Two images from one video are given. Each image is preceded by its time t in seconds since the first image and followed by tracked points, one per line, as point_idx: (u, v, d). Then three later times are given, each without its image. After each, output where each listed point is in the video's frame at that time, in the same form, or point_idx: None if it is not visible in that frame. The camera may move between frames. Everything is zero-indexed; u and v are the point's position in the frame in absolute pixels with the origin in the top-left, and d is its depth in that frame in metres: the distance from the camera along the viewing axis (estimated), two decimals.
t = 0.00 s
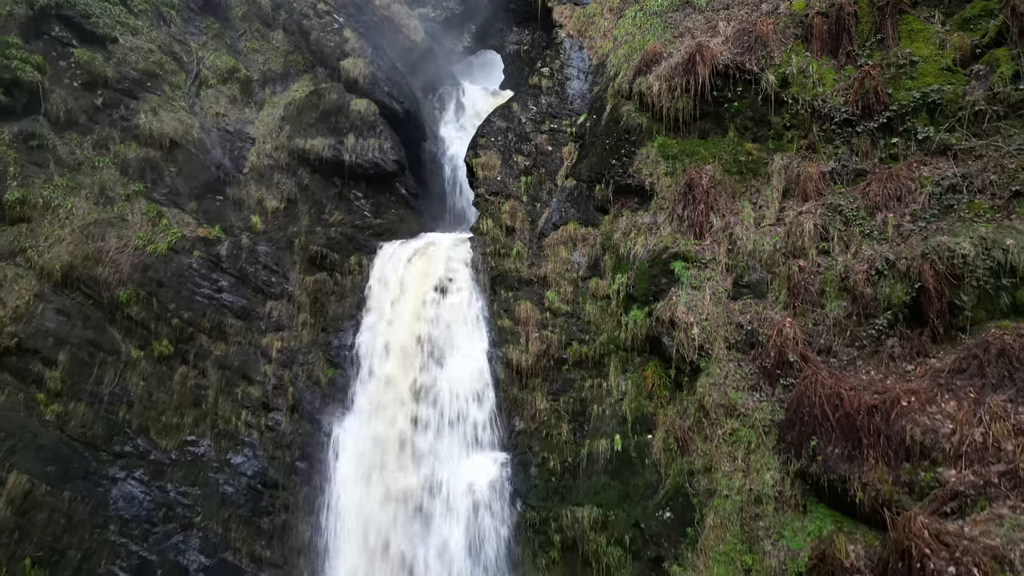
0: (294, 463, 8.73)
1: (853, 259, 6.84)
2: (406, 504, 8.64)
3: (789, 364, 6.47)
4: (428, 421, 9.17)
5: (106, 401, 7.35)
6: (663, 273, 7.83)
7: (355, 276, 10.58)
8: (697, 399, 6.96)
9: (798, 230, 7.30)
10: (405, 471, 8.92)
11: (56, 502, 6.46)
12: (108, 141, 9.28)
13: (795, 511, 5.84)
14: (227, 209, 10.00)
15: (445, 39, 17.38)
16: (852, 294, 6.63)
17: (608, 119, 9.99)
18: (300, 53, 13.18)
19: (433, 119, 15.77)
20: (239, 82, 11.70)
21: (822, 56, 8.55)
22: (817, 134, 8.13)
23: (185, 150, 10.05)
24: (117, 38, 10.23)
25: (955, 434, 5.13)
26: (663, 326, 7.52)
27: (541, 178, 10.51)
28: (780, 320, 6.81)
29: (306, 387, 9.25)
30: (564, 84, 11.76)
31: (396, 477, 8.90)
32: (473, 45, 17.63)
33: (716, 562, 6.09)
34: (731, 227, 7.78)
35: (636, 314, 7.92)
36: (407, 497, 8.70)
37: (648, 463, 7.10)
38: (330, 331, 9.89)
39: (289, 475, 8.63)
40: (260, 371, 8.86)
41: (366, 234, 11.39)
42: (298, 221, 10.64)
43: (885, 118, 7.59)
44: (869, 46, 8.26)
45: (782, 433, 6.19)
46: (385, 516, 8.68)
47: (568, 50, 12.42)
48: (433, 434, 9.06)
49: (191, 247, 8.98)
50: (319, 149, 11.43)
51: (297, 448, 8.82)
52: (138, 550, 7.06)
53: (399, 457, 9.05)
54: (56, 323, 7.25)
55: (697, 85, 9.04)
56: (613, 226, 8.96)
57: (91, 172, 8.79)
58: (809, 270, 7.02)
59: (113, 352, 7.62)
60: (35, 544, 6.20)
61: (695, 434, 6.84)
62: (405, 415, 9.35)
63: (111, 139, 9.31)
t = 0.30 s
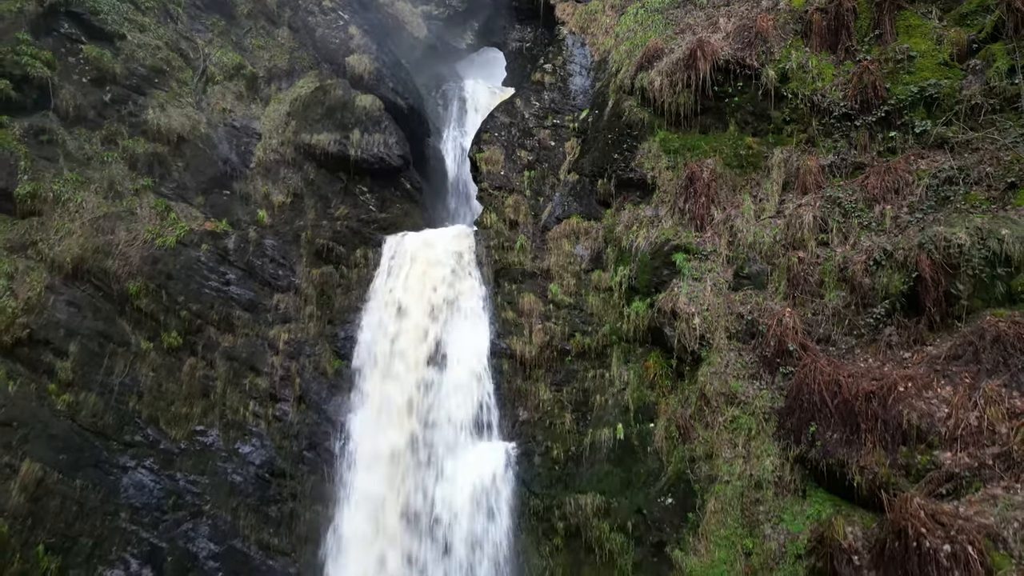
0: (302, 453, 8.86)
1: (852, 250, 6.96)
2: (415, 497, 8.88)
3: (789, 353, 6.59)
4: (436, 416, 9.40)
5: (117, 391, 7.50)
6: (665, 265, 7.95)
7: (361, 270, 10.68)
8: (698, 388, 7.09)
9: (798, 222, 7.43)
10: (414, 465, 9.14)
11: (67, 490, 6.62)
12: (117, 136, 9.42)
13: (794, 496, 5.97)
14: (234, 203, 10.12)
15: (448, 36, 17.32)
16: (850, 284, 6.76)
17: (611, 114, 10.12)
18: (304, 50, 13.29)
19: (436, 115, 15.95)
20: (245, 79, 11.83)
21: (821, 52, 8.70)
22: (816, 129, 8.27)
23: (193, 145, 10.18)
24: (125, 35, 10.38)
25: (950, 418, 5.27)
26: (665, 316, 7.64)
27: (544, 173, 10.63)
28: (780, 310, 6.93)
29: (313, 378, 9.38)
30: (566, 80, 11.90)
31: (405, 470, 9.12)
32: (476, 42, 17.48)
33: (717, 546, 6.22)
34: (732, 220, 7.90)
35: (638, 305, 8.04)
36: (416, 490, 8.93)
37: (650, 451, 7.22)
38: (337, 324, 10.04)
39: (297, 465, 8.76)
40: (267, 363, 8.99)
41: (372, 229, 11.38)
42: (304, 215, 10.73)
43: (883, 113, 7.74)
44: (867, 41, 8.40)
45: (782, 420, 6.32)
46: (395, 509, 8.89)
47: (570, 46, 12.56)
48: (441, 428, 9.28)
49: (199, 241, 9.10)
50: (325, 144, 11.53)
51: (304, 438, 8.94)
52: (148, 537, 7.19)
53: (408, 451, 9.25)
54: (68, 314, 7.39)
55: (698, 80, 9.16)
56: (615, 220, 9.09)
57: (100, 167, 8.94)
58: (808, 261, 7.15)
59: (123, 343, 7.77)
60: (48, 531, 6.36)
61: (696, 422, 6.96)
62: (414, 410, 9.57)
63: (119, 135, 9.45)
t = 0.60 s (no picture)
0: (309, 441, 8.97)
1: (851, 240, 7.09)
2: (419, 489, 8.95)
3: (789, 341, 6.71)
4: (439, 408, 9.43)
5: (127, 380, 7.64)
6: (667, 255, 8.07)
7: (366, 261, 10.71)
8: (699, 375, 7.21)
9: (798, 213, 7.55)
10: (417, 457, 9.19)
11: (78, 477, 6.81)
12: (125, 130, 9.55)
13: (794, 480, 6.10)
14: (241, 196, 10.25)
15: (451, 33, 17.35)
16: (850, 274, 6.88)
17: (613, 108, 10.24)
18: (310, 46, 13.40)
19: (440, 110, 16.08)
20: (251, 74, 11.95)
21: (821, 46, 8.82)
22: (816, 122, 8.40)
23: (200, 139, 10.30)
24: (132, 30, 10.51)
25: (947, 401, 5.39)
26: (667, 306, 7.75)
27: (547, 167, 10.76)
28: (780, 299, 7.05)
29: (320, 368, 9.49)
30: (569, 75, 12.04)
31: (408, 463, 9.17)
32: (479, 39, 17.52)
33: (718, 529, 6.35)
34: (733, 211, 8.04)
35: (641, 296, 8.16)
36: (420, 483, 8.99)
37: (652, 438, 7.35)
38: (343, 315, 10.08)
39: (305, 453, 8.87)
40: (275, 353, 9.11)
41: (378, 221, 11.52)
42: (310, 209, 10.85)
43: (882, 106, 7.87)
44: (867, 35, 8.52)
45: (782, 406, 6.44)
46: (399, 501, 8.98)
47: (573, 42, 12.68)
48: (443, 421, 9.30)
49: (207, 233, 9.21)
50: (331, 138, 11.63)
51: (311, 427, 9.05)
52: (159, 523, 7.33)
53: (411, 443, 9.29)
54: (78, 305, 7.54)
55: (699, 74, 9.27)
56: (618, 212, 9.22)
57: (109, 161, 9.07)
58: (808, 251, 7.27)
59: (133, 334, 7.90)
60: (60, 517, 6.55)
61: (698, 409, 7.08)
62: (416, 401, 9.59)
63: (128, 129, 9.58)
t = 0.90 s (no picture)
0: (316, 431, 9.08)
1: (851, 231, 7.20)
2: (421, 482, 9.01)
3: (789, 330, 6.83)
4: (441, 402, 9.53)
5: (137, 370, 7.76)
6: (669, 247, 8.18)
7: (372, 255, 10.89)
8: (701, 365, 7.33)
9: (798, 205, 7.67)
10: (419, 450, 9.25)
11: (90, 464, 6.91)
12: (133, 125, 9.69)
13: (794, 466, 6.21)
14: (247, 190, 10.38)
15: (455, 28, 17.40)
16: (849, 264, 7.00)
17: (615, 102, 10.33)
18: (315, 42, 13.52)
19: (444, 106, 16.19)
20: (256, 70, 12.10)
21: (821, 41, 8.95)
22: (816, 116, 8.50)
23: (207, 134, 10.42)
24: (140, 26, 10.65)
25: (944, 386, 5.50)
26: (669, 297, 7.86)
27: (550, 161, 10.89)
28: (780, 289, 7.17)
29: (327, 359, 9.59)
30: (572, 71, 12.15)
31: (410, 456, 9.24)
32: (483, 35, 17.61)
33: (719, 514, 6.46)
34: (734, 204, 8.17)
35: (643, 288, 8.25)
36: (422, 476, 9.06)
37: (654, 427, 7.47)
38: (349, 307, 10.22)
39: (311, 442, 8.98)
40: (282, 344, 9.22)
41: (383, 215, 11.62)
42: (315, 202, 10.97)
43: (881, 99, 8.00)
44: (866, 31, 8.66)
45: (782, 393, 6.55)
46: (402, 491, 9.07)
47: (575, 38, 12.78)
48: (446, 412, 9.42)
49: (214, 226, 9.33)
50: (336, 132, 11.74)
51: (317, 417, 9.16)
52: (168, 511, 7.46)
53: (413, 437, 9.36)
54: (88, 296, 7.67)
55: (701, 69, 9.40)
56: (620, 205, 9.33)
57: (118, 155, 9.22)
58: (808, 243, 7.38)
59: (142, 325, 8.02)
60: (71, 504, 6.66)
61: (699, 398, 7.19)
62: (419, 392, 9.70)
63: (135, 124, 9.72)
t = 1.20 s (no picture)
0: (323, 421, 9.19)
1: (851, 223, 7.31)
2: (423, 477, 9.03)
3: (791, 320, 6.92)
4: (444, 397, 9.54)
5: (146, 361, 7.87)
6: (672, 239, 8.28)
7: (377, 248, 10.99)
8: (703, 354, 7.42)
9: (799, 198, 7.78)
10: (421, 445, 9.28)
11: (100, 454, 7.06)
12: (140, 120, 9.80)
13: (795, 452, 6.32)
14: (254, 185, 10.49)
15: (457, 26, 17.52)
16: (849, 255, 7.10)
17: (618, 97, 10.42)
18: (320, 38, 13.62)
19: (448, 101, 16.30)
20: (261, 66, 12.21)
21: (822, 36, 9.08)
22: (817, 110, 8.61)
23: (213, 129, 10.52)
24: (147, 23, 10.78)
25: (943, 372, 5.60)
26: (672, 289, 7.95)
27: (553, 156, 10.99)
28: (782, 280, 7.27)
29: (333, 351, 9.69)
30: (574, 66, 12.26)
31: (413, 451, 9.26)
32: (485, 32, 17.75)
33: (721, 501, 6.56)
34: (735, 196, 8.28)
35: (646, 280, 8.35)
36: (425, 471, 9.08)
37: (657, 416, 7.55)
38: (355, 300, 10.32)
39: (318, 433, 9.09)
40: (288, 336, 9.32)
41: (387, 209, 11.67)
42: (321, 196, 11.07)
43: (881, 93, 8.12)
44: (866, 25, 8.79)
45: (784, 382, 6.66)
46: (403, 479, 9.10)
47: (578, 34, 12.88)
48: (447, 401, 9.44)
49: (221, 220, 9.43)
50: (341, 127, 11.81)
51: (324, 408, 9.27)
52: (177, 500, 7.57)
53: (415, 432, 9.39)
54: (97, 288, 7.80)
55: (703, 64, 9.51)
56: (623, 199, 9.44)
57: (126, 150, 9.33)
58: (809, 234, 7.49)
59: (150, 317, 8.13)
60: (82, 492, 6.84)
61: (702, 387, 7.28)
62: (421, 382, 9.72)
63: (143, 119, 9.84)
